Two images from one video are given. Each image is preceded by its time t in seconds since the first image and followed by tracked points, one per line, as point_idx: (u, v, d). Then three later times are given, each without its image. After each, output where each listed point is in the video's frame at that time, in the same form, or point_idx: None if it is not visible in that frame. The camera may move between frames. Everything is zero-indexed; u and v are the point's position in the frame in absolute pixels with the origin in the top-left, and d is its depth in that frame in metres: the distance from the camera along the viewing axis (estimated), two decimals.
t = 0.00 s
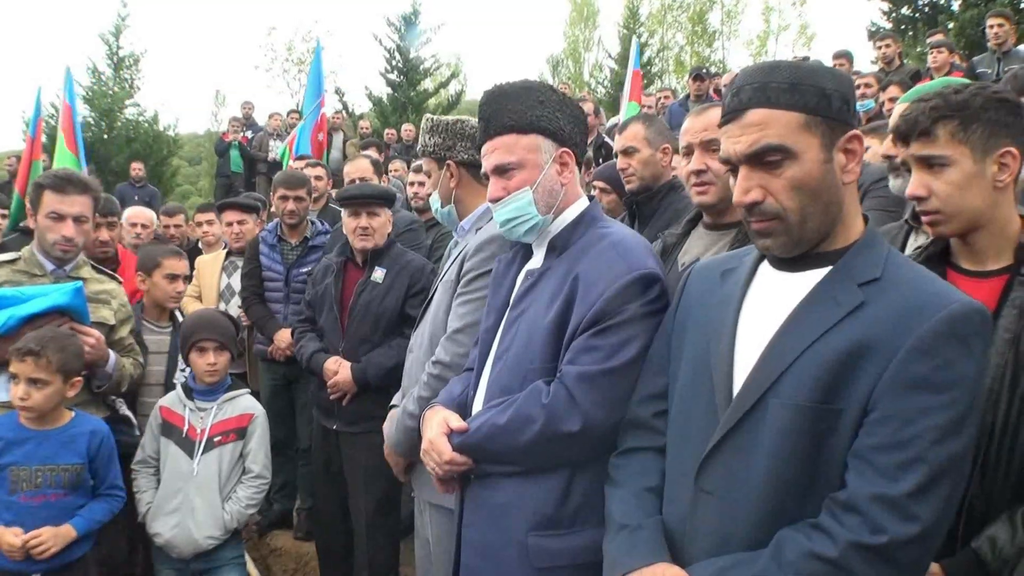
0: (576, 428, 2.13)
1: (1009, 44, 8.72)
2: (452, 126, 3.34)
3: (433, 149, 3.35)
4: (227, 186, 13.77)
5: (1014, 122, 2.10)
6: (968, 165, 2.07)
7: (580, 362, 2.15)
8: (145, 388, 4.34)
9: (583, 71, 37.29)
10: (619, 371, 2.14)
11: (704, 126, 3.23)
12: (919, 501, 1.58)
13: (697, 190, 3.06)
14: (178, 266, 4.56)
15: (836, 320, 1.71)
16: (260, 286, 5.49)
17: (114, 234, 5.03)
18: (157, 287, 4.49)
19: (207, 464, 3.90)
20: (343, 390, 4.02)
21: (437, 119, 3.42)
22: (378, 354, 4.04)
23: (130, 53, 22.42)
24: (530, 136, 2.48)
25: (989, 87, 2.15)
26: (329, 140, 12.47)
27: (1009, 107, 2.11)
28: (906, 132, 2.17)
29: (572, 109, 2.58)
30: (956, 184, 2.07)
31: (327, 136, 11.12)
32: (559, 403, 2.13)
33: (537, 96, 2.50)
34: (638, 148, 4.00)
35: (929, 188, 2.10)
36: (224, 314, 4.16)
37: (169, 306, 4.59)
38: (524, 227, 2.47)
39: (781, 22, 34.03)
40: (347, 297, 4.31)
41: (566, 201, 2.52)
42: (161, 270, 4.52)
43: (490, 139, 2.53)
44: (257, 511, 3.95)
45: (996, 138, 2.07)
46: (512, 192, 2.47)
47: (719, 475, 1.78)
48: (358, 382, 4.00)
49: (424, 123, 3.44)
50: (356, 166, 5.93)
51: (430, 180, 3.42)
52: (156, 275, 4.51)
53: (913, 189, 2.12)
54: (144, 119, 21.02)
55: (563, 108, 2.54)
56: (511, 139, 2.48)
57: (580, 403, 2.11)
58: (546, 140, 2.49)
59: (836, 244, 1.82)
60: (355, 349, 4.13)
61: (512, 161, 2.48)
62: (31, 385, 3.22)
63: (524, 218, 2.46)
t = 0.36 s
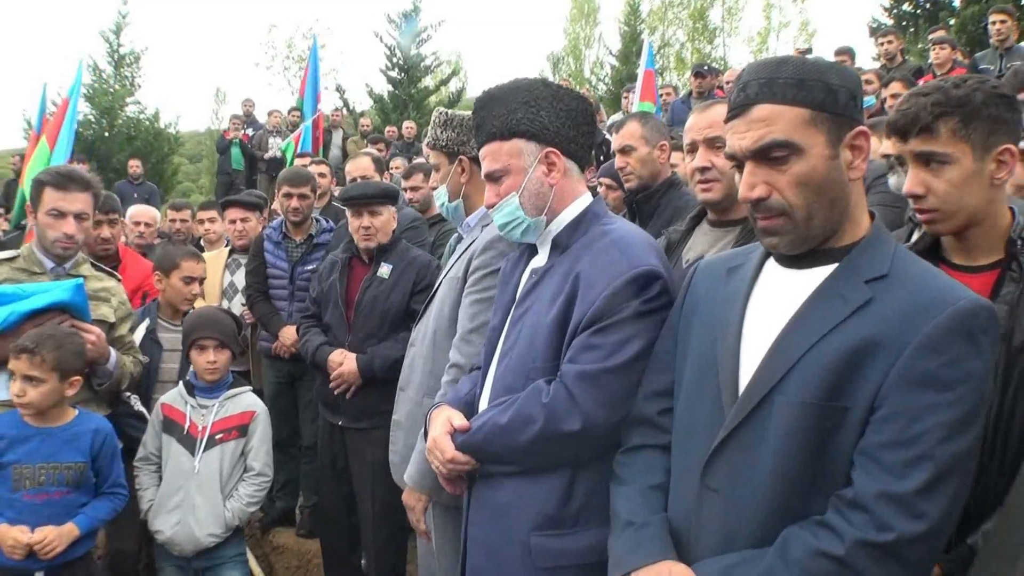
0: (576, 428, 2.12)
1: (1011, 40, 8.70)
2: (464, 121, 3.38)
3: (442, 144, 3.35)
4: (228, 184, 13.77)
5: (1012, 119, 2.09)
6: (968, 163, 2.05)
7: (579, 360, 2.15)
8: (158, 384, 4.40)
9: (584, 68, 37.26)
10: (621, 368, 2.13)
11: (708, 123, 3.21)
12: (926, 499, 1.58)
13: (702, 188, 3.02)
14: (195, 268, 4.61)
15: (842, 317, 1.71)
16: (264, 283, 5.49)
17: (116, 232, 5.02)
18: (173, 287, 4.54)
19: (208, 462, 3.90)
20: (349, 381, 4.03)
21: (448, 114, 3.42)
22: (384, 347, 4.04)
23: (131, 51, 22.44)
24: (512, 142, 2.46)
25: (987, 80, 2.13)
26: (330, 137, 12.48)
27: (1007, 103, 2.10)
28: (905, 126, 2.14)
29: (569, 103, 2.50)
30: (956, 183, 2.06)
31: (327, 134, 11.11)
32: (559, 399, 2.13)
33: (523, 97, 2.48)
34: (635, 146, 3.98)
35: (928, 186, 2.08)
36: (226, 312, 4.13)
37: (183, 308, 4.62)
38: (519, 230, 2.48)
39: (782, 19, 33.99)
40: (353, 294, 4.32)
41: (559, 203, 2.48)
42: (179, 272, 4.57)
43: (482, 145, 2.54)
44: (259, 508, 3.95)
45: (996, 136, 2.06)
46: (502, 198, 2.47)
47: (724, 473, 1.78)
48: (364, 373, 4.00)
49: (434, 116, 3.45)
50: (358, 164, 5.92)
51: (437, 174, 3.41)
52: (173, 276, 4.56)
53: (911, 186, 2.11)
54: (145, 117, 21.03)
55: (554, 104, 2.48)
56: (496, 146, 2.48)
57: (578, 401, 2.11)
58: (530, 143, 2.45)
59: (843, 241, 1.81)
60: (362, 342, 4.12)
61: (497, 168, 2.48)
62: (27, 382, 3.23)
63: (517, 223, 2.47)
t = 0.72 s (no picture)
0: (568, 429, 2.11)
1: (1016, 36, 8.66)
2: (463, 119, 3.36)
3: (445, 140, 3.36)
4: (232, 183, 13.80)
5: (1009, 128, 2.06)
6: (960, 175, 2.04)
7: (574, 361, 2.14)
8: (166, 382, 4.41)
9: (588, 66, 37.22)
10: (619, 368, 2.12)
11: (697, 124, 3.14)
12: (931, 496, 1.57)
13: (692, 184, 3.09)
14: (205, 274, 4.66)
15: (846, 315, 1.71)
16: (269, 281, 5.50)
17: (121, 231, 5.03)
18: (179, 290, 4.60)
19: (212, 460, 3.91)
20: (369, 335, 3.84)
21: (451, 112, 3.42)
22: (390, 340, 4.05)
23: (136, 50, 22.49)
24: (511, 141, 2.46)
25: (989, 86, 2.09)
26: (334, 136, 12.49)
27: (1006, 111, 2.06)
28: (899, 131, 2.10)
29: (571, 100, 2.48)
30: (946, 194, 2.04)
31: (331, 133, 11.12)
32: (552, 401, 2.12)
33: (524, 96, 2.47)
34: (636, 145, 3.91)
35: (917, 194, 2.07)
36: (229, 312, 4.14)
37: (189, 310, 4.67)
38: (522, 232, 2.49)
39: (786, 16, 33.92)
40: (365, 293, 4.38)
41: (561, 202, 2.46)
42: (187, 275, 4.61)
43: (485, 145, 2.55)
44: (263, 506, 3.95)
45: (992, 147, 2.03)
46: (504, 198, 2.48)
47: (728, 470, 1.78)
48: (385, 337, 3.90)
49: (437, 114, 3.44)
50: (361, 163, 5.91)
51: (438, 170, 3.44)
52: (181, 280, 4.61)
53: (899, 194, 2.10)
54: (149, 115, 21.08)
55: (556, 102, 2.47)
56: (496, 147, 2.49)
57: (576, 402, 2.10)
58: (529, 142, 2.44)
59: (846, 239, 1.81)
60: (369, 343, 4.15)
61: (496, 168, 2.48)
62: (32, 382, 3.23)
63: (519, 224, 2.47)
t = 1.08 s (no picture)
0: (559, 434, 2.10)
1: (1020, 33, 8.63)
2: (462, 117, 3.26)
3: (444, 141, 3.30)
4: (236, 182, 13.83)
5: None
6: (982, 171, 1.97)
7: (569, 365, 2.11)
8: (171, 381, 4.42)
9: (591, 65, 37.22)
10: (617, 370, 2.09)
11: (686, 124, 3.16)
12: (936, 495, 1.57)
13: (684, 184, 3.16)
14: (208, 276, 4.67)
15: (850, 314, 1.70)
16: (272, 279, 5.51)
17: (125, 230, 5.04)
18: (183, 292, 4.63)
19: (215, 460, 3.91)
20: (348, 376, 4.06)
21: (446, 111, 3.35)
22: (385, 351, 4.03)
23: (139, 50, 22.55)
24: (505, 142, 2.47)
25: (1018, 81, 2.00)
26: (337, 135, 12.50)
27: None
28: (920, 125, 2.02)
29: (568, 99, 2.42)
30: (966, 192, 1.98)
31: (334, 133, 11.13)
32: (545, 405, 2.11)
33: (525, 94, 2.46)
34: (638, 144, 3.89)
35: (936, 190, 2.00)
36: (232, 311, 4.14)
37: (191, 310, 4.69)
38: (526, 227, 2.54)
39: (789, 14, 33.88)
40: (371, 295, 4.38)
41: (551, 204, 2.44)
42: (192, 277, 4.64)
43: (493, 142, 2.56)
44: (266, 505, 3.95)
45: (1016, 145, 1.95)
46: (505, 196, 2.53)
47: (731, 469, 1.78)
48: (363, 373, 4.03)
49: (436, 117, 3.39)
50: (363, 162, 5.91)
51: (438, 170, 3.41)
52: (185, 282, 4.63)
53: (917, 188, 2.03)
54: (152, 114, 21.10)
55: (550, 102, 2.41)
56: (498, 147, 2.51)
57: (568, 407, 2.08)
58: (517, 144, 2.43)
59: (846, 236, 1.81)
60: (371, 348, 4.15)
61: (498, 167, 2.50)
62: (36, 382, 3.24)
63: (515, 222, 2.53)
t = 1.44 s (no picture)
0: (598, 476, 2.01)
1: None
2: (472, 113, 3.31)
3: (450, 133, 3.32)
4: (239, 181, 13.86)
5: None
6: (1016, 161, 1.87)
7: (583, 388, 2.05)
8: (174, 381, 4.42)
9: (594, 64, 37.21)
10: (622, 392, 2.02)
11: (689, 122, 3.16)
12: (938, 495, 1.57)
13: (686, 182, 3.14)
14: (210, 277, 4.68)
15: (852, 313, 1.70)
16: (276, 279, 5.53)
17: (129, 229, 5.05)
18: (184, 293, 4.63)
19: (218, 459, 3.92)
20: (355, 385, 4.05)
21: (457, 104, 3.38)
22: (386, 357, 4.00)
23: (142, 50, 22.61)
24: (502, 142, 2.49)
25: None
26: (340, 134, 12.51)
27: None
28: (950, 116, 1.95)
29: (564, 97, 2.40)
30: (999, 183, 1.88)
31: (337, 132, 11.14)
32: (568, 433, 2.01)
33: (523, 91, 2.46)
34: (642, 143, 3.88)
35: (968, 182, 1.92)
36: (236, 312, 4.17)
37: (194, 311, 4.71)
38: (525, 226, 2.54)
39: (793, 13, 33.84)
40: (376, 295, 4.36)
41: (547, 204, 2.43)
42: (193, 278, 4.65)
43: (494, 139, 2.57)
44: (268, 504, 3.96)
45: None
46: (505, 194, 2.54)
47: (732, 469, 1.77)
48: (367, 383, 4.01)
49: (444, 108, 3.40)
50: (366, 162, 5.91)
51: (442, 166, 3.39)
52: (187, 283, 4.64)
53: (950, 181, 1.96)
54: (156, 114, 21.15)
55: (546, 100, 2.40)
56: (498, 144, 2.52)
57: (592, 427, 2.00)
58: (513, 142, 2.44)
59: (850, 234, 1.81)
60: (375, 347, 4.15)
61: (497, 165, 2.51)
62: (38, 381, 3.25)
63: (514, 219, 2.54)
